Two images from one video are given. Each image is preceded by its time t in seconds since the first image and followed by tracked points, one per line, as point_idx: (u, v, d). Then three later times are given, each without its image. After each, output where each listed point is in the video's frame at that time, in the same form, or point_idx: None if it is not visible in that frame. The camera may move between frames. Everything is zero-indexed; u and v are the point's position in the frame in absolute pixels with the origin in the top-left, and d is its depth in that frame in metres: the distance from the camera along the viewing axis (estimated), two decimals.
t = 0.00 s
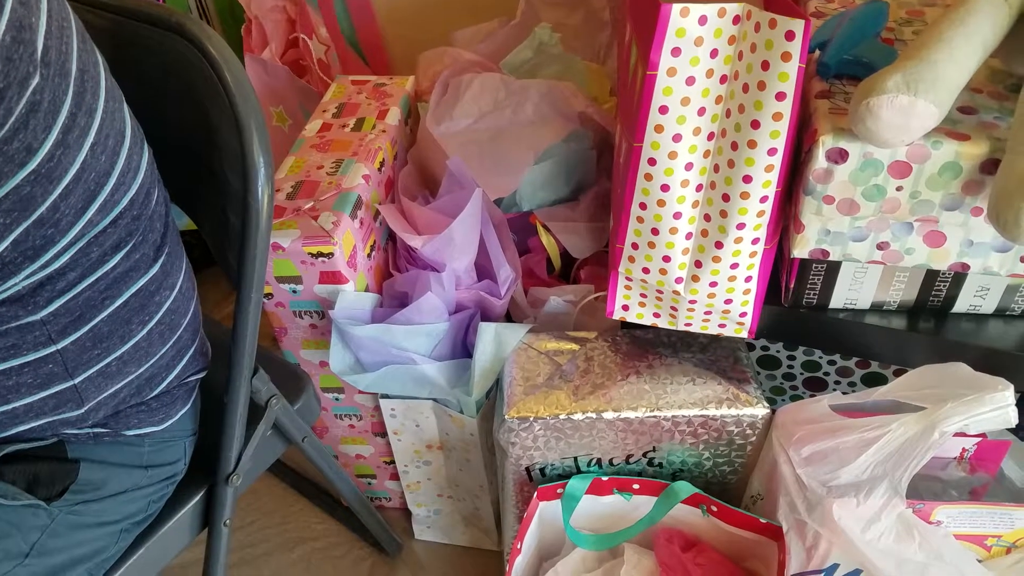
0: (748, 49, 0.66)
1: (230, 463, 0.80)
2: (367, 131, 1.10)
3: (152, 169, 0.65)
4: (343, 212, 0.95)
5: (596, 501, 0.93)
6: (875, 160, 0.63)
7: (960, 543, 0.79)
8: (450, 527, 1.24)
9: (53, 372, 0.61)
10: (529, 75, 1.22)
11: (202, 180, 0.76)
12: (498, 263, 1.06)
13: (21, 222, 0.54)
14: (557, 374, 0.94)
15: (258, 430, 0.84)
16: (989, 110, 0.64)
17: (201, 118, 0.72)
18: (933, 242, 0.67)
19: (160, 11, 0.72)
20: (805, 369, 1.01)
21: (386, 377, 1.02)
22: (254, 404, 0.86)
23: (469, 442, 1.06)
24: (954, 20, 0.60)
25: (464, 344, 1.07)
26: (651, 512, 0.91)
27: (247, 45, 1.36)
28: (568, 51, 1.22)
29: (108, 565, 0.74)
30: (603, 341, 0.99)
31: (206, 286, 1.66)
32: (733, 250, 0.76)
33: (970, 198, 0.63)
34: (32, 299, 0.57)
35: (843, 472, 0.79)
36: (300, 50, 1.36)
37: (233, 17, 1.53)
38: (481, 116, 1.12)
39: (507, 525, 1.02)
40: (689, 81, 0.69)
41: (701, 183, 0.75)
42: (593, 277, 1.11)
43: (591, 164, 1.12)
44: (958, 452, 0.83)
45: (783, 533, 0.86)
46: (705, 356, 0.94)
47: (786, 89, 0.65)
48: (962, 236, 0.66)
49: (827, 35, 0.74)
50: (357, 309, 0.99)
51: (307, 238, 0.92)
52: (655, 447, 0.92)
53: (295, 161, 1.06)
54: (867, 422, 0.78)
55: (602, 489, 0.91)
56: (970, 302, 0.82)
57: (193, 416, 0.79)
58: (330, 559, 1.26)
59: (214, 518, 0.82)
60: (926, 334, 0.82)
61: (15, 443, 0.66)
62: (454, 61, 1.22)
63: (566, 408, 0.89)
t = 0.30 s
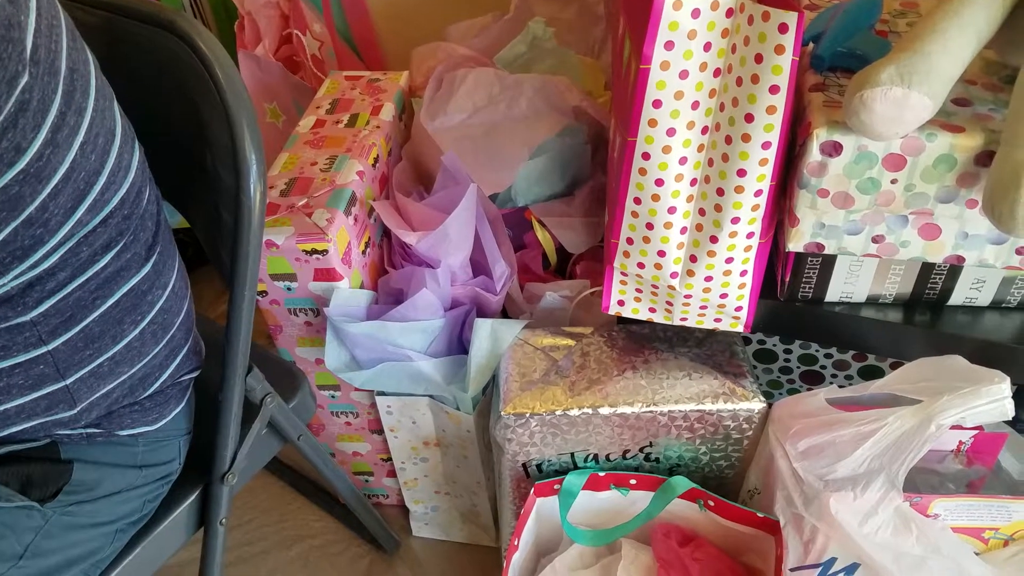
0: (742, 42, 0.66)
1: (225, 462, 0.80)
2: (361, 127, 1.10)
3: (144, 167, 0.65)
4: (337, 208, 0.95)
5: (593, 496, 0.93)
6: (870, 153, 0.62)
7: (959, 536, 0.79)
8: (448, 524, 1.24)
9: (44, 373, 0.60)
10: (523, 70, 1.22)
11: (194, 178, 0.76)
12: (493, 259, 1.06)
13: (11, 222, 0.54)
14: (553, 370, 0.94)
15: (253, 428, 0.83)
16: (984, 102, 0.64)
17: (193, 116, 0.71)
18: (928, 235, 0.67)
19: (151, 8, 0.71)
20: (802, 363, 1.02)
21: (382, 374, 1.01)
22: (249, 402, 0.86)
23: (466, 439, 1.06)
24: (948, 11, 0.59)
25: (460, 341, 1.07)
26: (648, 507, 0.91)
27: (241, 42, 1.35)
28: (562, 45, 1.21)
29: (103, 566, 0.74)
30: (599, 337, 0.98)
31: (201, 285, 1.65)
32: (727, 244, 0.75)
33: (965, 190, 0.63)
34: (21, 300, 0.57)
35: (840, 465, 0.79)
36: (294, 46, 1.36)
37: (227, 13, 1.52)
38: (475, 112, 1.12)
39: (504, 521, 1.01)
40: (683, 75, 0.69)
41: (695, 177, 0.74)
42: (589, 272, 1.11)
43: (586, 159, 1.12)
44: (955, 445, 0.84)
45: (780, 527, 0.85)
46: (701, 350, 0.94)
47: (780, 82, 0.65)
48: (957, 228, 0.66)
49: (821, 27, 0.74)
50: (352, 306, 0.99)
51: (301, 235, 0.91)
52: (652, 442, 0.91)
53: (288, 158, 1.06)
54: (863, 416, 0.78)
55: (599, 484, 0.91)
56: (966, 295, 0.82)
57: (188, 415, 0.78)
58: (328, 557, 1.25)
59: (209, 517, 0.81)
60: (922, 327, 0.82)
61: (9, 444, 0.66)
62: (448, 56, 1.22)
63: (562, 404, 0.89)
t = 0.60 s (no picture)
0: (737, 38, 0.66)
1: (221, 460, 0.79)
2: (357, 125, 1.10)
3: (141, 166, 0.65)
4: (333, 206, 0.95)
5: (591, 493, 0.93)
6: (866, 149, 0.62)
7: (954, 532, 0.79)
8: (446, 521, 1.24)
9: (40, 372, 0.60)
10: (520, 67, 1.22)
11: (189, 176, 0.75)
12: (490, 256, 1.06)
13: (10, 222, 0.53)
14: (550, 367, 0.94)
15: (249, 426, 0.83)
16: (980, 97, 0.64)
17: (188, 114, 0.71)
18: (924, 230, 0.67)
19: (145, 6, 0.71)
20: (800, 359, 1.01)
21: (378, 372, 1.01)
22: (245, 400, 0.86)
23: (464, 436, 1.06)
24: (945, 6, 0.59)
25: (457, 338, 1.07)
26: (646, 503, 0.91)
27: (237, 40, 1.34)
28: (558, 42, 1.21)
29: (99, 564, 0.73)
30: (596, 334, 0.98)
31: (199, 284, 1.65)
32: (724, 241, 0.75)
33: (961, 185, 0.63)
34: (19, 299, 0.56)
35: (836, 461, 0.78)
36: (290, 44, 1.35)
37: (223, 11, 1.52)
38: (471, 108, 1.12)
39: (502, 518, 1.01)
40: (678, 71, 0.68)
41: (691, 173, 0.74)
42: (586, 269, 1.11)
43: (583, 155, 1.12)
44: (952, 441, 0.83)
45: (777, 523, 0.85)
46: (698, 347, 0.94)
47: (775, 77, 0.65)
48: (954, 224, 0.66)
49: (816, 24, 0.74)
50: (349, 303, 0.98)
51: (297, 233, 0.91)
52: (649, 439, 0.91)
53: (284, 155, 1.05)
54: (860, 411, 0.78)
55: (596, 481, 0.91)
56: (963, 290, 0.82)
57: (184, 413, 0.78)
58: (326, 555, 1.25)
59: (206, 515, 0.81)
60: (918, 323, 0.82)
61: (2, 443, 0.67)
62: (445, 53, 1.21)
63: (559, 401, 0.89)
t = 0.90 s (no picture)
0: (729, 29, 0.66)
1: (215, 453, 0.79)
2: (351, 118, 1.10)
3: (137, 161, 0.64)
4: (326, 199, 0.95)
5: (586, 484, 0.93)
6: (857, 140, 0.62)
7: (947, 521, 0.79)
8: (441, 515, 1.24)
9: (35, 365, 0.60)
10: (514, 60, 1.22)
11: (182, 170, 0.75)
12: (484, 250, 1.06)
13: (12, 217, 0.53)
14: (545, 360, 0.94)
15: (243, 420, 0.83)
16: (971, 88, 0.64)
17: (181, 107, 0.71)
18: (915, 222, 0.67)
19: None
20: (794, 352, 1.02)
21: (373, 365, 1.01)
22: (238, 393, 0.86)
23: (459, 429, 1.06)
24: None
25: (451, 332, 1.07)
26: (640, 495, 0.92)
27: (231, 34, 1.34)
28: (553, 35, 1.21)
29: (93, 558, 0.73)
30: (590, 326, 0.99)
31: (193, 279, 1.65)
32: (716, 233, 0.75)
33: (952, 175, 0.63)
34: (17, 292, 0.56)
35: (829, 451, 0.79)
36: (284, 38, 1.35)
37: (217, 5, 1.51)
38: (465, 101, 1.12)
39: (497, 511, 1.02)
40: (670, 62, 0.68)
41: (684, 165, 0.74)
42: (581, 263, 1.11)
43: (577, 149, 1.12)
44: (944, 432, 0.84)
45: (770, 514, 0.85)
46: (691, 339, 0.94)
47: (767, 68, 0.65)
48: (945, 215, 0.66)
49: (808, 15, 0.74)
50: (342, 297, 0.98)
51: (290, 226, 0.91)
52: (643, 430, 0.92)
53: (278, 149, 1.05)
54: (851, 402, 0.79)
55: (590, 473, 0.91)
56: (955, 282, 0.82)
57: (178, 407, 0.78)
58: (322, 548, 1.26)
59: (200, 508, 0.82)
60: (911, 314, 0.82)
61: None
62: (439, 46, 1.21)
63: (553, 393, 0.89)
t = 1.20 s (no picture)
0: (719, 13, 0.66)
1: (206, 435, 0.80)
2: (342, 104, 1.09)
3: (133, 144, 0.64)
4: (317, 183, 0.95)
5: (575, 469, 0.94)
6: (845, 123, 0.63)
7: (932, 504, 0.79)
8: (433, 501, 1.25)
9: (30, 345, 0.60)
10: (506, 47, 1.22)
11: (173, 152, 0.75)
12: (476, 236, 1.06)
13: (11, 194, 0.54)
14: (536, 345, 0.94)
15: (234, 403, 0.83)
16: (958, 72, 0.65)
17: (172, 89, 0.71)
18: (902, 205, 0.67)
19: None
20: (783, 340, 1.02)
21: (364, 350, 1.01)
22: (229, 376, 0.86)
23: (450, 415, 1.07)
24: None
25: (443, 318, 1.07)
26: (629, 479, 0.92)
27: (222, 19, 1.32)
28: (545, 21, 1.21)
29: (86, 540, 0.73)
30: (582, 312, 0.99)
31: (185, 267, 1.64)
32: (706, 217, 0.76)
33: (939, 159, 0.63)
34: (12, 271, 0.56)
35: (815, 435, 0.80)
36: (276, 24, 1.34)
37: None
38: (457, 87, 1.12)
39: (488, 496, 1.02)
40: (661, 45, 0.69)
41: (674, 150, 0.75)
42: (572, 250, 1.11)
43: (569, 135, 1.12)
44: (930, 416, 0.84)
45: (758, 497, 0.86)
46: (681, 325, 0.95)
47: (756, 51, 0.66)
48: (932, 198, 0.66)
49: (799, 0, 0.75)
50: (333, 282, 0.98)
51: (281, 210, 0.91)
52: (632, 415, 0.92)
53: (269, 134, 1.05)
54: (839, 386, 0.79)
55: (580, 457, 0.92)
56: (942, 268, 0.83)
57: (170, 390, 0.78)
58: (314, 535, 1.26)
59: (191, 490, 0.82)
60: (898, 300, 0.83)
61: None
62: (431, 32, 1.21)
63: (543, 377, 0.89)
